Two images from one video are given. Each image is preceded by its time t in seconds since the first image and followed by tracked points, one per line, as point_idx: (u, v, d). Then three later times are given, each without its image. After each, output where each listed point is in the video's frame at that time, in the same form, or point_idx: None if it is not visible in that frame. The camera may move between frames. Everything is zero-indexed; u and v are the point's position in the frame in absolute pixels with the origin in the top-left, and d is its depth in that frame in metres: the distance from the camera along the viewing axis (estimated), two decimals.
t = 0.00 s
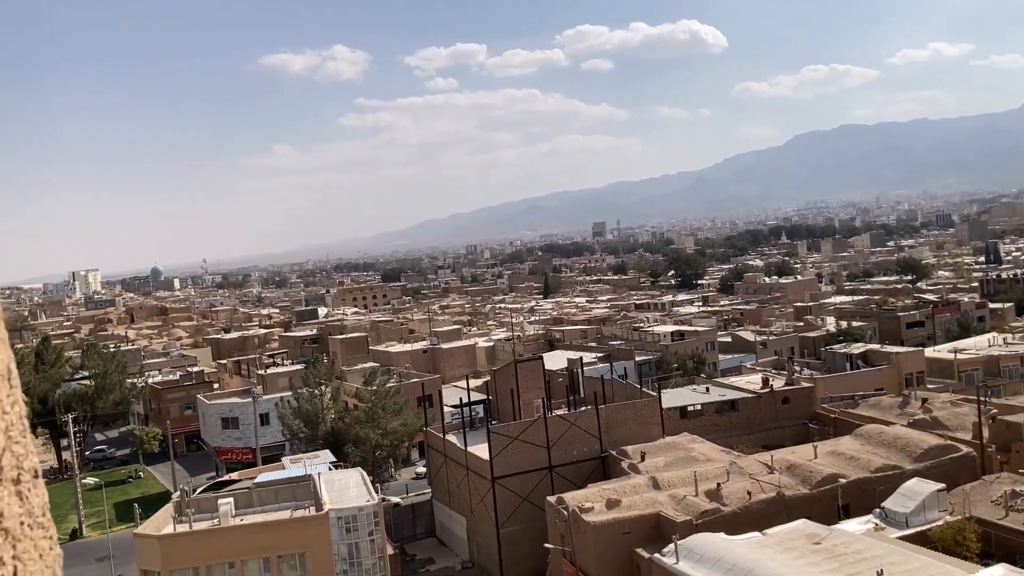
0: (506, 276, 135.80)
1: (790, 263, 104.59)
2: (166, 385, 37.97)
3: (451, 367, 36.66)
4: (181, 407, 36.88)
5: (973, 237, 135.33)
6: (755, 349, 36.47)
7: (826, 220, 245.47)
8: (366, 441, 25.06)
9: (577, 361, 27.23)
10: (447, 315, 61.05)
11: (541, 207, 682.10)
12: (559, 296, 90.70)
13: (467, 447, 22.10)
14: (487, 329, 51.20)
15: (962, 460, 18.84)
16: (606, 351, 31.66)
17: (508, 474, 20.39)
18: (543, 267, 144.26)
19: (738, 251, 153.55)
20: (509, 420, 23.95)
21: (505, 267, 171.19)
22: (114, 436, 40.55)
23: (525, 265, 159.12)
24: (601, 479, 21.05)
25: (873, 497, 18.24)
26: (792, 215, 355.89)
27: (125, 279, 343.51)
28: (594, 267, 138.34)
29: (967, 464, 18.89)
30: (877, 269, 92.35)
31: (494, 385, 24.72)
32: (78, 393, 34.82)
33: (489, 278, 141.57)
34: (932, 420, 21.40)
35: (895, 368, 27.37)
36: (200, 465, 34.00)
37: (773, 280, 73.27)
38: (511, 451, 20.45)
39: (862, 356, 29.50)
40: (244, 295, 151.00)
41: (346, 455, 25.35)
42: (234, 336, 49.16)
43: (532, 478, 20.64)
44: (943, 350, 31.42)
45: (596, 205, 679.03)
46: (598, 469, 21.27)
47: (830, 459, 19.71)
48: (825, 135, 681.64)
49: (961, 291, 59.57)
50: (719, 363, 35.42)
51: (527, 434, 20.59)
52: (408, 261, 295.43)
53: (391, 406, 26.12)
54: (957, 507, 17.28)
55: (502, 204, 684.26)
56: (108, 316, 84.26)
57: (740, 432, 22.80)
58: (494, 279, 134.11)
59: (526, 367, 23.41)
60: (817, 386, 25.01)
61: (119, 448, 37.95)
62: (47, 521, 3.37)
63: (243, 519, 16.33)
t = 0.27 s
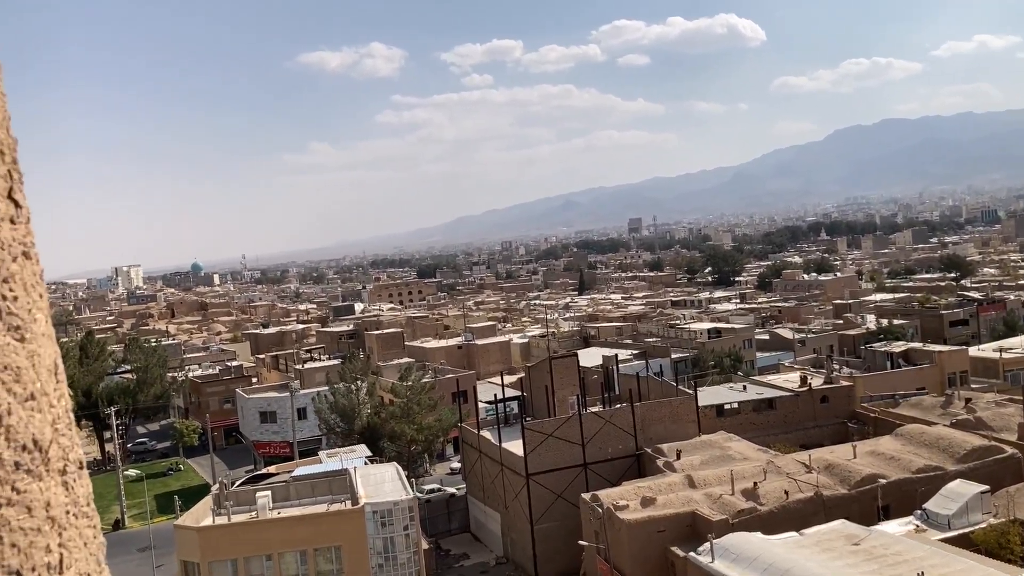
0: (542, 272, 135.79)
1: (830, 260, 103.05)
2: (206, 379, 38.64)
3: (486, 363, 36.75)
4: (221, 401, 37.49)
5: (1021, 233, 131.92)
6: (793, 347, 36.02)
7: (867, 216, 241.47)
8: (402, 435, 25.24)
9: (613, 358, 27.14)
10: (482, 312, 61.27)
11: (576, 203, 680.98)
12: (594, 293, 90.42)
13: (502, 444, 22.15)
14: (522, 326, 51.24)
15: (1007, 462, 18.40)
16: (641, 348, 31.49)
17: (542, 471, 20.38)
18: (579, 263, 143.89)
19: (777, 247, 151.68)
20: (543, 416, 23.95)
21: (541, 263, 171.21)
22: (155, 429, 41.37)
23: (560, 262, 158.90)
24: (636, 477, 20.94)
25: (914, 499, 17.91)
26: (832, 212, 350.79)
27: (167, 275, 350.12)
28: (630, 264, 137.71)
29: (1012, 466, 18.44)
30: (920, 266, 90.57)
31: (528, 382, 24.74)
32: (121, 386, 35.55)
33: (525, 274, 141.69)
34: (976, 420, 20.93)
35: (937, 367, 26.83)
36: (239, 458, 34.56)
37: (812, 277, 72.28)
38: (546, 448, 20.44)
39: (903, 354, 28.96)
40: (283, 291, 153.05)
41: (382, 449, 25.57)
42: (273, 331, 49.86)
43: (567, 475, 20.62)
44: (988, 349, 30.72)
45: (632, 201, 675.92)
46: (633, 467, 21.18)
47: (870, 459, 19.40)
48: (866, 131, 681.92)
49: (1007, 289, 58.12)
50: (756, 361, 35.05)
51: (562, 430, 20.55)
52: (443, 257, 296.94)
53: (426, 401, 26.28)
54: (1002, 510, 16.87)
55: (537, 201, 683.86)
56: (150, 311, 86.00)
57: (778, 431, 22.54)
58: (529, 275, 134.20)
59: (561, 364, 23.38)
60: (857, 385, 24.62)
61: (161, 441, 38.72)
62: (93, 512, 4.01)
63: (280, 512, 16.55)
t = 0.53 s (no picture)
0: (563, 271, 135.67)
1: (855, 260, 102.06)
2: (229, 375, 39.00)
3: (506, 361, 36.78)
4: (243, 397, 37.79)
5: None
6: (816, 347, 35.72)
7: (893, 216, 238.90)
8: (422, 433, 25.29)
9: (634, 357, 27.09)
10: (503, 310, 61.35)
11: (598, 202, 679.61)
12: (615, 292, 90.21)
13: (522, 442, 22.17)
14: (543, 324, 51.25)
15: None
16: (663, 348, 31.38)
17: (562, 470, 20.37)
18: (601, 262, 143.55)
19: (801, 247, 150.45)
20: (564, 415, 23.95)
21: (563, 262, 170.92)
22: (179, 424, 41.83)
23: (582, 261, 158.60)
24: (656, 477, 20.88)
25: (939, 502, 17.71)
26: (857, 211, 347.56)
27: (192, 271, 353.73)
28: (652, 263, 137.17)
29: None
30: (947, 267, 89.44)
31: (549, 380, 24.73)
32: (145, 382, 35.98)
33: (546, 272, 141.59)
34: (1002, 423, 20.64)
35: (963, 369, 26.50)
36: (261, 454, 34.87)
37: (836, 277, 71.65)
38: (566, 447, 20.43)
39: (928, 356, 28.64)
40: (306, 288, 154.18)
41: (403, 447, 25.67)
42: (296, 328, 50.21)
43: (587, 475, 20.61)
44: (1015, 350, 30.30)
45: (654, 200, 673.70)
46: (654, 467, 21.12)
47: (894, 461, 19.20)
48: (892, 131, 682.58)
49: None
50: (779, 361, 34.78)
51: (582, 430, 20.53)
52: (464, 255, 297.54)
53: (447, 399, 26.35)
54: None
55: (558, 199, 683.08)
56: (175, 308, 86.94)
57: (800, 432, 22.38)
58: (550, 274, 134.15)
59: (581, 363, 23.36)
60: (880, 386, 24.41)
61: (185, 436, 39.13)
62: (117, 509, 4.00)
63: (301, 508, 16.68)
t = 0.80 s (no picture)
0: (571, 271, 135.60)
1: (864, 261, 101.69)
2: (237, 373, 39.14)
3: (514, 360, 36.78)
4: (251, 395, 37.93)
5: None
6: (824, 349, 35.61)
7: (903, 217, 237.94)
8: (430, 432, 25.31)
9: (641, 357, 27.07)
10: (510, 309, 61.39)
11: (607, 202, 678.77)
12: (624, 292, 90.14)
13: (529, 441, 22.17)
14: (551, 324, 51.26)
15: None
16: (671, 348, 31.34)
17: (568, 470, 20.36)
18: (609, 262, 143.39)
19: (810, 248, 149.93)
20: (571, 415, 23.94)
21: (571, 262, 170.72)
22: (187, 421, 42.01)
23: (590, 260, 158.45)
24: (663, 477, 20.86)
25: (947, 504, 17.64)
26: (867, 213, 346.63)
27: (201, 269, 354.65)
28: (661, 263, 136.89)
29: None
30: (957, 269, 88.99)
31: (556, 380, 24.72)
32: (154, 379, 36.15)
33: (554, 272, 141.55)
34: (1012, 425, 20.52)
35: (973, 371, 26.37)
36: (268, 451, 34.97)
37: (845, 278, 71.38)
38: (573, 447, 20.42)
39: (938, 358, 28.50)
40: (314, 286, 154.69)
41: (410, 445, 25.70)
42: (304, 326, 50.37)
43: (594, 474, 20.60)
44: None
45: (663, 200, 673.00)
46: (661, 467, 21.10)
47: (902, 463, 19.11)
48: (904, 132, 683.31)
49: None
50: (787, 362, 34.70)
51: (589, 430, 20.51)
52: (473, 254, 297.98)
53: (454, 398, 26.36)
54: None
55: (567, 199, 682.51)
56: (184, 305, 87.35)
57: (808, 433, 22.31)
58: (558, 274, 134.09)
59: (589, 363, 23.33)
60: (889, 388, 24.30)
61: (193, 433, 39.28)
62: (128, 514, 4.09)
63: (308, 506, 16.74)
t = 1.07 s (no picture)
0: (572, 271, 135.65)
1: (866, 263, 101.66)
2: (238, 371, 39.17)
3: (514, 360, 36.79)
4: (252, 393, 37.95)
5: None
6: (825, 350, 35.62)
7: (905, 220, 237.90)
8: (430, 431, 25.32)
9: (642, 357, 27.08)
10: (511, 309, 61.41)
11: (608, 202, 678.49)
12: (625, 293, 90.20)
13: (529, 441, 22.18)
14: (552, 324, 51.29)
15: None
16: (671, 349, 31.37)
17: (568, 470, 20.35)
18: (610, 262, 143.47)
19: (811, 249, 149.94)
20: (571, 414, 23.95)
21: (572, 262, 170.81)
22: (188, 419, 42.06)
23: (592, 260, 158.47)
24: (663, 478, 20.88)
25: (947, 507, 17.63)
26: (868, 215, 346.54)
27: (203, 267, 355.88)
28: (662, 264, 136.97)
29: None
30: (958, 271, 88.98)
31: (557, 379, 24.72)
32: (154, 376, 36.32)
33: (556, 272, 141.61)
34: (1012, 428, 20.52)
35: (974, 374, 26.38)
36: (268, 449, 35.02)
37: (846, 280, 71.38)
38: (573, 447, 20.43)
39: (938, 360, 28.49)
40: (315, 284, 154.81)
41: (410, 445, 25.72)
42: (305, 325, 50.42)
43: (594, 475, 20.61)
44: None
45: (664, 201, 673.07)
46: (661, 468, 21.11)
47: (902, 465, 19.11)
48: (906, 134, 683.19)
49: None
50: (788, 364, 34.68)
51: (589, 430, 20.52)
52: (474, 253, 297.94)
53: (454, 397, 26.36)
54: None
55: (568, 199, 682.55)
56: (185, 302, 87.43)
57: (808, 435, 22.32)
58: (559, 274, 134.14)
59: (589, 363, 23.33)
60: (890, 390, 24.32)
61: (193, 431, 39.31)
62: (145, 517, 4.07)
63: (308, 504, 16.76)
